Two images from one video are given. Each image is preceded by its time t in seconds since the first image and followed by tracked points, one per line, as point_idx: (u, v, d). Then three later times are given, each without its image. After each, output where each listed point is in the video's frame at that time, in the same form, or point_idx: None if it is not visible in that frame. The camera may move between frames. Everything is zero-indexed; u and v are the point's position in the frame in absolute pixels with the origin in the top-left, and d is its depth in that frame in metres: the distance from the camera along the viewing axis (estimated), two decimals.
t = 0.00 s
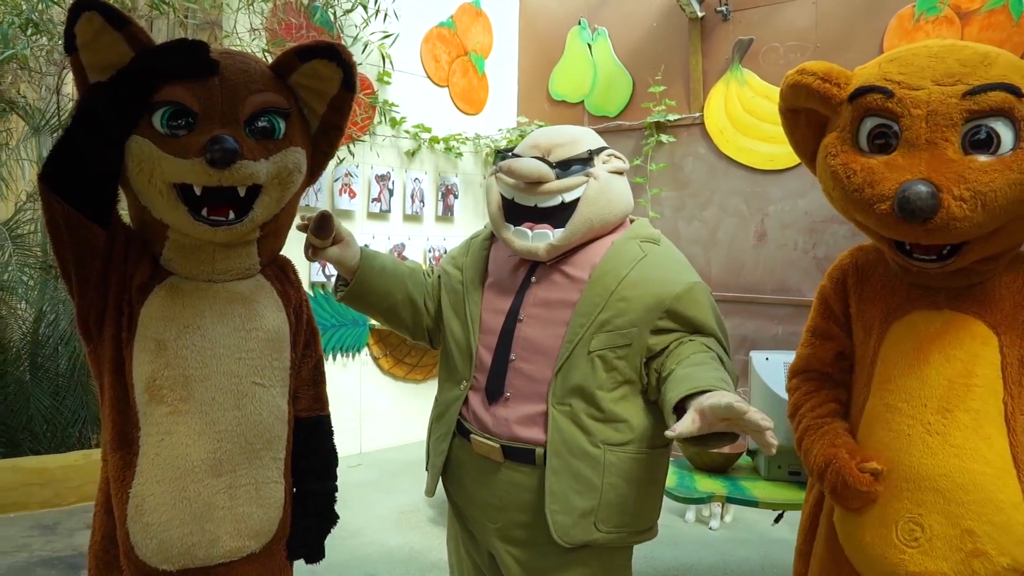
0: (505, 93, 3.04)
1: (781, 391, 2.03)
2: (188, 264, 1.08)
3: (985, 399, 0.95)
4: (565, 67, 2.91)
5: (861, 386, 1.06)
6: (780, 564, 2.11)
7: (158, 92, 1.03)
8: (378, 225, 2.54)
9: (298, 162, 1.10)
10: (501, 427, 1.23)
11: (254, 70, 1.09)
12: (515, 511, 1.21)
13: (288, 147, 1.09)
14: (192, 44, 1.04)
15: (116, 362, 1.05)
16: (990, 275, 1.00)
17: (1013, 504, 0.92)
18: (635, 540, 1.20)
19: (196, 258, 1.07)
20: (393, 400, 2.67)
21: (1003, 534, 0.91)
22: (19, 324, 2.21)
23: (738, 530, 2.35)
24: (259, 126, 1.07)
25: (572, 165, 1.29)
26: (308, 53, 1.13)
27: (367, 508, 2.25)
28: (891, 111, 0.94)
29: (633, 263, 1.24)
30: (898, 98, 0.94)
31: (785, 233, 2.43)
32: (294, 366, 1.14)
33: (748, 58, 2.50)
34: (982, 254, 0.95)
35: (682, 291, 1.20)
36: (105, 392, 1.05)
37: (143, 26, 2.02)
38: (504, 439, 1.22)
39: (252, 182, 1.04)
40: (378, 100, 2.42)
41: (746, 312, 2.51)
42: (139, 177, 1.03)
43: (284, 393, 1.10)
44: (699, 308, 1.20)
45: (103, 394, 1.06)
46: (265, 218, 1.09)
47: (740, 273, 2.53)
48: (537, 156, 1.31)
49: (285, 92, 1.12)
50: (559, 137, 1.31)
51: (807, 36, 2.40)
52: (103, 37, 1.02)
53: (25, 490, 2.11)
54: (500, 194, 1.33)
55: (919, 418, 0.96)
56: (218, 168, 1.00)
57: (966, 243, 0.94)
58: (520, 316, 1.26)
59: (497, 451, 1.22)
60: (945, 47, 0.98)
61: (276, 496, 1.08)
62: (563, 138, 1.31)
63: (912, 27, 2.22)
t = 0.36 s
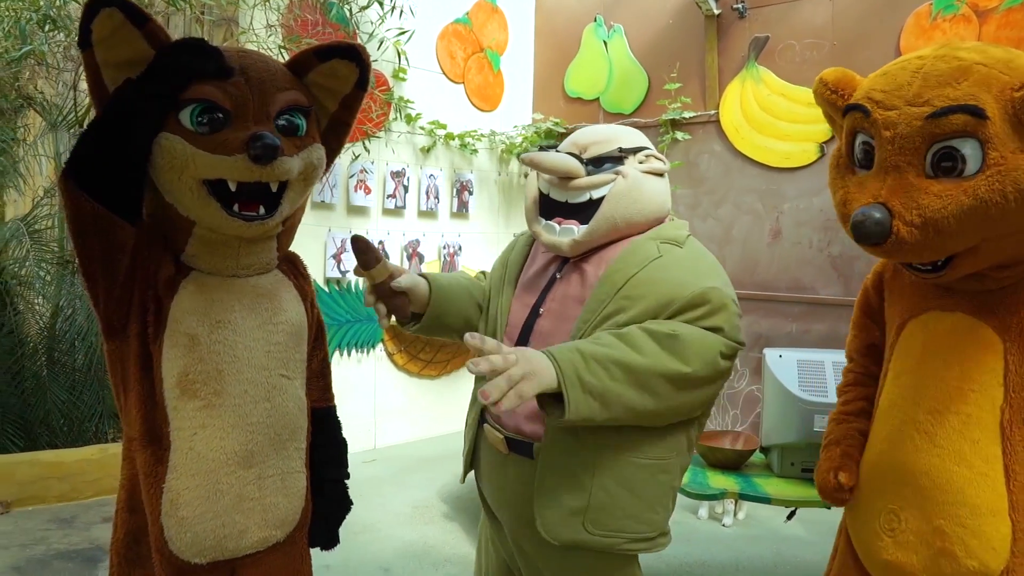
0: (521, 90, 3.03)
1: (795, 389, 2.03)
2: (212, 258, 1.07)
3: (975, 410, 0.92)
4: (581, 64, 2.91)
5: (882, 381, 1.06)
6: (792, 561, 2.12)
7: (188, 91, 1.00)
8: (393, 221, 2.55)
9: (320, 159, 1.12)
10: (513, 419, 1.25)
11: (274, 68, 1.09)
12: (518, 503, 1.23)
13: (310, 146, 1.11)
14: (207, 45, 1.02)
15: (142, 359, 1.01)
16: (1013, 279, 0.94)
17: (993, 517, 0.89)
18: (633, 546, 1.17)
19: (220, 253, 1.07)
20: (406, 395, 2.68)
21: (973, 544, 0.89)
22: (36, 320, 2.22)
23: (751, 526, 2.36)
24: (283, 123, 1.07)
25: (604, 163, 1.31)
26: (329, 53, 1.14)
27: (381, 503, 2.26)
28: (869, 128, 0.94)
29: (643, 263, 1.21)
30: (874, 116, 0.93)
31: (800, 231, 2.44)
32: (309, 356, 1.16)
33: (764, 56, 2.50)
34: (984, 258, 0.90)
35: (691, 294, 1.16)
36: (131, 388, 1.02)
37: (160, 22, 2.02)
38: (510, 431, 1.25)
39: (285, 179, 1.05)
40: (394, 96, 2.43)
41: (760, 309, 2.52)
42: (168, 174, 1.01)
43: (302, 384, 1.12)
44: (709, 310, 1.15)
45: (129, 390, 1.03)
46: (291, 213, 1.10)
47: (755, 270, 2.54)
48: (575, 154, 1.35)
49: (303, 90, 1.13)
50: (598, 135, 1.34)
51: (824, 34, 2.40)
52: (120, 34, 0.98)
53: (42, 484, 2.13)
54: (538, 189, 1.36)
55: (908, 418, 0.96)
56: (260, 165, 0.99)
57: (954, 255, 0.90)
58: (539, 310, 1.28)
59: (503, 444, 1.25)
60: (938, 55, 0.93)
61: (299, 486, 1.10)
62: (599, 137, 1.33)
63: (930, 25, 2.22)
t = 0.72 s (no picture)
0: (525, 87, 3.03)
1: (798, 385, 2.03)
2: (234, 258, 1.06)
3: (962, 410, 0.90)
4: (585, 61, 2.91)
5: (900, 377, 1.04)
6: (796, 557, 2.13)
7: (228, 90, 1.01)
8: (397, 218, 2.55)
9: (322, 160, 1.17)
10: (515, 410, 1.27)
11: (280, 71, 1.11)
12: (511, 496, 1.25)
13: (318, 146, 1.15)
14: (231, 48, 1.04)
15: (181, 360, 0.99)
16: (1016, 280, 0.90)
17: (960, 513, 0.87)
18: (616, 551, 1.13)
19: (244, 251, 1.06)
20: (410, 392, 2.68)
21: (938, 537, 0.87)
22: (41, 318, 2.19)
23: (754, 523, 2.36)
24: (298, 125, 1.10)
25: (624, 163, 1.31)
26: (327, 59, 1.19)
27: (385, 500, 2.27)
28: (873, 128, 0.93)
29: (644, 264, 1.20)
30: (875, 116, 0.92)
31: (804, 227, 2.44)
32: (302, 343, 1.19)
33: (768, 52, 2.51)
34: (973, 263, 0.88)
35: (689, 299, 1.13)
36: (165, 390, 0.98)
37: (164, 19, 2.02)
38: (511, 425, 1.27)
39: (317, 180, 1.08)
40: (397, 93, 2.43)
41: (764, 306, 2.52)
42: (209, 174, 1.00)
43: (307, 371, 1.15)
44: (704, 318, 1.12)
45: (159, 393, 0.98)
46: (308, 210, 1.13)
47: (759, 266, 2.54)
48: (601, 150, 1.36)
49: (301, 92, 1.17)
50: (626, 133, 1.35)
51: (827, 31, 2.40)
52: (151, 30, 0.97)
53: (48, 481, 2.13)
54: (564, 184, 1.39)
55: (902, 412, 0.95)
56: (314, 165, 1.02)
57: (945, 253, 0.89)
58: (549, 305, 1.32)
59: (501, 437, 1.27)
60: (949, 55, 0.90)
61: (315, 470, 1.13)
62: (624, 135, 1.34)
63: (933, 22, 2.22)
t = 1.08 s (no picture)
0: (527, 85, 3.04)
1: (802, 384, 2.03)
2: (250, 257, 1.13)
3: (962, 404, 0.90)
4: (587, 59, 2.91)
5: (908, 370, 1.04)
6: (800, 555, 2.13)
7: (256, 93, 1.08)
8: (400, 217, 2.56)
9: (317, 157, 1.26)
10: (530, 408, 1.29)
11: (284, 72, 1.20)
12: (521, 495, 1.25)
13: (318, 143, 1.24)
14: (252, 47, 1.09)
15: (210, 361, 1.02)
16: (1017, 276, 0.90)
17: (960, 503, 0.88)
18: (623, 553, 1.13)
19: (256, 248, 1.14)
20: (413, 391, 2.69)
21: (938, 526, 0.88)
22: (46, 317, 2.22)
23: (758, 521, 2.36)
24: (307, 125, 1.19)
25: (646, 164, 1.32)
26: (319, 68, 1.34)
27: (389, 498, 2.27)
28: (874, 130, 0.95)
29: (663, 264, 1.19)
30: (876, 118, 0.94)
31: (807, 225, 2.44)
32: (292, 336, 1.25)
33: (770, 50, 2.51)
34: (973, 260, 0.88)
35: (705, 300, 1.12)
36: (195, 392, 1.00)
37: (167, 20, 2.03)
38: (523, 422, 1.29)
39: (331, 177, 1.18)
40: (400, 93, 2.44)
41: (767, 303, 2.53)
42: (238, 173, 1.06)
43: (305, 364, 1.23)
44: (719, 319, 1.12)
45: (188, 395, 1.00)
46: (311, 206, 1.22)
47: (762, 264, 2.54)
48: (623, 151, 1.37)
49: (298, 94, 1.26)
50: (651, 134, 1.35)
51: (830, 28, 2.40)
52: (182, 29, 1.02)
53: (54, 479, 2.15)
54: (586, 184, 1.40)
55: (905, 406, 0.95)
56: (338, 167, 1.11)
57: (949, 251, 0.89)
58: (567, 305, 1.32)
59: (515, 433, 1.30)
60: (950, 58, 0.91)
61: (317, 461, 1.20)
62: (647, 136, 1.34)
63: (935, 19, 2.21)
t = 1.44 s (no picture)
0: (533, 82, 3.04)
1: (814, 379, 2.02)
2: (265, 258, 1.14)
3: (991, 403, 0.90)
4: (594, 56, 2.91)
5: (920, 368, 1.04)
6: (812, 551, 2.12)
7: (271, 94, 1.08)
8: (408, 216, 2.56)
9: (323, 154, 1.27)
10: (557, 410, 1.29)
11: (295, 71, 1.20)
12: (550, 497, 1.26)
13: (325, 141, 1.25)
14: (267, 48, 1.09)
15: (226, 362, 1.02)
16: None
17: (1000, 501, 0.88)
18: (660, 555, 1.18)
19: (267, 247, 1.14)
20: (423, 389, 2.70)
21: (980, 527, 0.88)
22: (57, 317, 2.23)
23: (769, 518, 2.35)
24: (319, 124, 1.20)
25: (670, 164, 1.32)
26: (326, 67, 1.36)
27: (399, 496, 2.28)
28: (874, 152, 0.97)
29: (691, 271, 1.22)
30: (874, 139, 0.97)
31: (816, 220, 2.43)
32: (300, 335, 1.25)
33: (778, 45, 2.50)
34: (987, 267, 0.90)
35: (735, 306, 1.14)
36: (212, 393, 1.01)
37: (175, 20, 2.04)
38: (552, 424, 1.29)
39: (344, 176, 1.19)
40: (407, 91, 2.44)
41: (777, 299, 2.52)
42: (253, 172, 1.07)
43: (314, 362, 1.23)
44: (751, 327, 1.14)
45: (205, 396, 1.01)
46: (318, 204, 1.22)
47: (771, 260, 2.54)
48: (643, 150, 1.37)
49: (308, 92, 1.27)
50: (674, 132, 1.35)
51: (837, 22, 2.39)
52: (197, 31, 1.02)
53: (67, 478, 2.17)
54: (605, 182, 1.39)
55: (929, 405, 0.95)
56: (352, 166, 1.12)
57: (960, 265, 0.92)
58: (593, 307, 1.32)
59: (542, 434, 1.30)
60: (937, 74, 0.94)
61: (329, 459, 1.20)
62: (669, 136, 1.34)
63: (944, 11, 2.19)
